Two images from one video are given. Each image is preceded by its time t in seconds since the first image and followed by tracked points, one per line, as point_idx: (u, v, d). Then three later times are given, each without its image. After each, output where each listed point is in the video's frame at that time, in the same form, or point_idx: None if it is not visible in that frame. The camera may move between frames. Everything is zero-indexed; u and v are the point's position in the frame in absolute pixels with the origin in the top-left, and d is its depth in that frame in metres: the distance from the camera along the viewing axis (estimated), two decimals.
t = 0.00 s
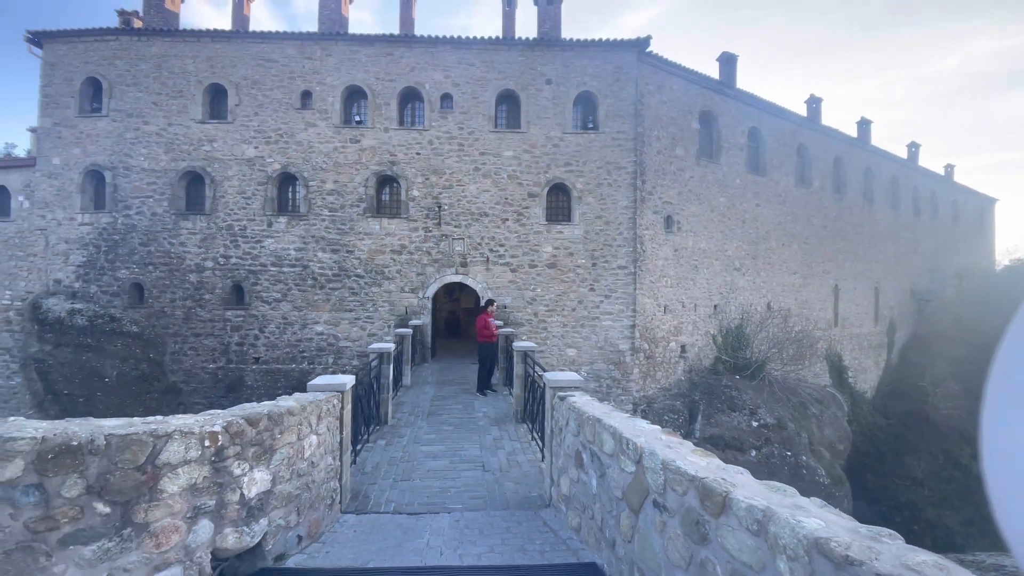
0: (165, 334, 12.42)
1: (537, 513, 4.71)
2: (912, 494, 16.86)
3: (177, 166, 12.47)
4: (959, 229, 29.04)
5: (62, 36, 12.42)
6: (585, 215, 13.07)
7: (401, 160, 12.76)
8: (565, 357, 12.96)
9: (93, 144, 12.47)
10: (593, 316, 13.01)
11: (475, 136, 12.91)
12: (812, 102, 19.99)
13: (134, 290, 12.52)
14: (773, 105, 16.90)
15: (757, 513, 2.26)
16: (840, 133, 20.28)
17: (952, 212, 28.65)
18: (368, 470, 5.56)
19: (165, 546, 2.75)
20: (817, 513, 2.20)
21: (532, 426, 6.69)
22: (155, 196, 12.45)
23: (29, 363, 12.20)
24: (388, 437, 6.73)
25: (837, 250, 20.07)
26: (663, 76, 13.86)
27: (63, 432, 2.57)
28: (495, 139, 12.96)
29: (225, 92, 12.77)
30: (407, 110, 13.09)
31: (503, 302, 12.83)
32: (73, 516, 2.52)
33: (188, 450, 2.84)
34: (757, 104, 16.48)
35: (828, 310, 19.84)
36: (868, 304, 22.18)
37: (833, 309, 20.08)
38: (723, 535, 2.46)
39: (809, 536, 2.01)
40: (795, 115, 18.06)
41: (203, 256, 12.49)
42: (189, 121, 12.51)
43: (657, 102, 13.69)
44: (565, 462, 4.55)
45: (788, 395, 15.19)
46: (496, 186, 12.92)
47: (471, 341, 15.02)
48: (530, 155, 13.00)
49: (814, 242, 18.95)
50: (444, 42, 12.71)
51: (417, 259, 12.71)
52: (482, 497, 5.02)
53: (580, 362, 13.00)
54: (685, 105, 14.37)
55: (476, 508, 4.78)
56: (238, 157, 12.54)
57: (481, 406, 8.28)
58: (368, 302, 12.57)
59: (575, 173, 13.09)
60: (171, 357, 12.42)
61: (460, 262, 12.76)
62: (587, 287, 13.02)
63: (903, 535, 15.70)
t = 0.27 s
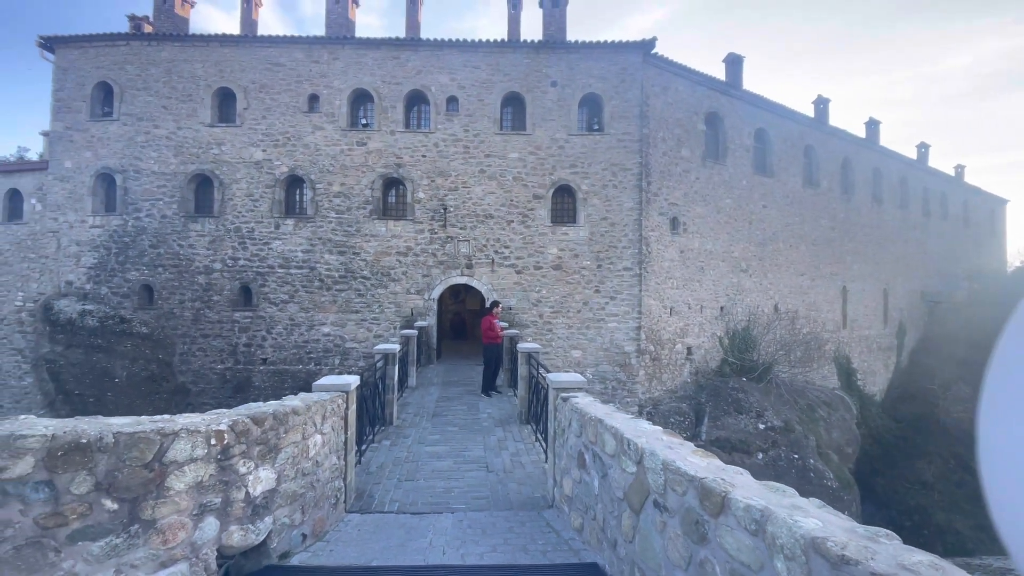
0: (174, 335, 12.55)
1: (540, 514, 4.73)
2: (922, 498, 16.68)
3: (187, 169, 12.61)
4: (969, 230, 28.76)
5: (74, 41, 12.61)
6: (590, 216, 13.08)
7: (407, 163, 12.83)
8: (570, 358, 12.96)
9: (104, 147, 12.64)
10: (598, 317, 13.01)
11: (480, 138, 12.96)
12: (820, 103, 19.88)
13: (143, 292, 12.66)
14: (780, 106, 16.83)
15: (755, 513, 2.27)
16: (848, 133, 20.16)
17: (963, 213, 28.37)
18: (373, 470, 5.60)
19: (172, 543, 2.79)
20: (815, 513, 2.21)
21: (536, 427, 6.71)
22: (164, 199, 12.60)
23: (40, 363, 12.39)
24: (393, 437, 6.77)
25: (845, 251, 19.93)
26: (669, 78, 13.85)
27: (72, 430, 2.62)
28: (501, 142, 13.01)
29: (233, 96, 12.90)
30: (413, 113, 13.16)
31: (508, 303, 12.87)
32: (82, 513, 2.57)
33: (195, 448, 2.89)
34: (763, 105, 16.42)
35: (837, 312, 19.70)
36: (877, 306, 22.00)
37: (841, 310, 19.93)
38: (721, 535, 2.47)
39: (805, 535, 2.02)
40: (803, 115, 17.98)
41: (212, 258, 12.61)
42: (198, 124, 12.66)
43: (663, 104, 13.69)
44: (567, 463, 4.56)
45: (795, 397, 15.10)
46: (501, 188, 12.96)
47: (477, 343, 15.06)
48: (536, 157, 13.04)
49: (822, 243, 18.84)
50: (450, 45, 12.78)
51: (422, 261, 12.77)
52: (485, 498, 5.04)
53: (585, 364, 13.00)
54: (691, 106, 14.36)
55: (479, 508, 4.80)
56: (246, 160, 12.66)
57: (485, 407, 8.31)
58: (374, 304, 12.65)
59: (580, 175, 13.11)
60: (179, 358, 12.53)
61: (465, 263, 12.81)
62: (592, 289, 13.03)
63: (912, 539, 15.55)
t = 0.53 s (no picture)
0: (183, 336, 12.67)
1: (545, 516, 4.74)
2: (933, 502, 16.49)
3: (196, 172, 12.74)
4: (980, 231, 28.47)
5: (87, 47, 12.79)
6: (596, 218, 13.08)
7: (413, 165, 12.90)
8: (576, 360, 12.95)
9: (115, 151, 12.80)
10: (604, 319, 12.99)
11: (487, 141, 13.00)
12: (828, 104, 19.78)
13: (153, 294, 12.79)
14: (787, 107, 16.75)
15: (760, 515, 2.27)
16: (856, 134, 20.02)
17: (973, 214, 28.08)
18: (379, 471, 5.63)
19: (181, 542, 2.83)
20: (820, 516, 2.20)
21: (541, 429, 6.72)
22: (174, 202, 12.73)
23: (52, 364, 12.55)
24: (399, 438, 6.80)
25: (853, 253, 19.78)
26: (675, 79, 13.84)
27: (84, 430, 2.67)
28: (507, 144, 13.04)
29: (242, 100, 13.03)
30: (420, 116, 13.23)
31: (514, 305, 12.88)
32: (93, 511, 2.62)
33: (203, 448, 2.92)
34: (771, 106, 16.36)
35: (845, 315, 19.55)
36: (886, 308, 21.81)
37: (850, 313, 19.78)
38: (726, 537, 2.46)
39: (810, 538, 2.02)
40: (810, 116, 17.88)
41: (220, 260, 12.73)
42: (207, 128, 12.79)
43: (669, 105, 13.68)
44: (573, 465, 4.57)
45: (804, 400, 15.00)
46: (507, 190, 12.99)
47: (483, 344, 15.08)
48: (542, 159, 13.06)
49: (830, 245, 18.71)
50: (457, 49, 12.85)
51: (428, 263, 12.82)
52: (490, 499, 5.06)
53: (591, 366, 12.98)
54: (698, 108, 14.33)
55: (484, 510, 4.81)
56: (254, 163, 12.78)
57: (491, 409, 8.32)
58: (380, 306, 12.71)
59: (586, 177, 13.11)
60: (188, 359, 12.65)
61: (471, 265, 12.85)
62: (598, 291, 13.02)
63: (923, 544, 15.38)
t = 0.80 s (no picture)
0: (194, 339, 12.79)
1: (553, 519, 4.74)
2: (946, 508, 16.28)
3: (207, 176, 12.88)
4: (993, 233, 28.16)
5: (100, 53, 12.99)
6: (603, 221, 13.08)
7: (421, 169, 12.97)
8: (584, 363, 12.94)
9: (128, 156, 12.97)
10: (611, 322, 12.98)
11: (494, 144, 13.05)
12: (837, 106, 19.67)
13: (165, 296, 12.93)
14: (796, 109, 16.67)
15: (769, 520, 2.27)
16: (866, 136, 19.89)
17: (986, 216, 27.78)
18: (388, 473, 5.66)
19: (194, 542, 2.86)
20: (830, 522, 2.20)
21: (548, 432, 6.73)
22: (185, 206, 12.88)
23: (66, 365, 12.72)
24: (407, 441, 6.83)
25: (863, 256, 19.62)
26: (683, 82, 13.83)
27: (101, 431, 2.72)
28: (514, 147, 13.09)
29: (252, 105, 13.17)
30: (428, 120, 13.30)
31: (521, 308, 12.90)
32: (109, 511, 2.66)
33: (216, 450, 2.96)
34: (779, 108, 16.29)
35: (855, 318, 19.38)
36: (897, 311, 21.60)
37: (860, 316, 19.61)
38: (735, 542, 2.47)
39: (819, 543, 2.02)
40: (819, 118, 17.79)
41: (231, 263, 12.85)
42: (218, 133, 12.94)
43: (676, 108, 13.67)
44: (580, 469, 4.57)
45: (813, 404, 14.89)
46: (514, 194, 13.03)
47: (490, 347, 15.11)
48: (549, 163, 13.09)
49: (840, 248, 18.58)
50: (464, 53, 12.92)
51: (436, 266, 12.87)
52: (498, 503, 5.07)
53: (598, 369, 12.97)
54: (705, 111, 14.31)
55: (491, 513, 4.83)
56: (264, 167, 12.90)
57: (498, 412, 8.33)
58: (388, 309, 12.77)
59: (594, 180, 13.12)
60: (198, 361, 12.77)
61: (478, 268, 12.89)
62: (605, 294, 13.01)
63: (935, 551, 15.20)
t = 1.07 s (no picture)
0: (207, 343, 12.92)
1: (565, 526, 4.73)
2: (963, 517, 16.02)
3: (221, 182, 13.04)
4: (1009, 237, 27.76)
5: (117, 62, 13.22)
6: (613, 226, 13.07)
7: (431, 175, 13.04)
8: (593, 368, 12.92)
9: (144, 162, 13.17)
10: (621, 327, 12.94)
11: (503, 150, 13.10)
12: (849, 109, 19.53)
13: (179, 301, 13.08)
14: (807, 113, 16.58)
15: (788, 531, 2.26)
16: (878, 140, 19.72)
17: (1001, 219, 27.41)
18: (400, 478, 5.68)
19: (213, 547, 2.89)
20: (851, 534, 2.18)
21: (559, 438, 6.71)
22: (199, 211, 13.04)
23: (82, 369, 12.89)
24: (418, 446, 6.84)
25: (876, 260, 19.42)
26: (692, 87, 13.81)
27: (122, 436, 2.76)
28: (523, 153, 13.13)
29: (265, 112, 13.32)
30: (438, 125, 13.38)
31: (530, 313, 12.91)
32: (130, 516, 2.70)
33: (234, 455, 2.99)
34: (790, 112, 16.21)
35: (868, 323, 19.17)
36: (911, 317, 21.34)
37: (873, 321, 19.40)
38: (753, 552, 2.45)
39: (840, 554, 2.01)
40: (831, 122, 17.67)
41: (243, 268, 12.98)
42: (232, 140, 13.10)
43: (686, 113, 13.65)
44: (593, 476, 4.56)
45: (826, 410, 14.73)
46: (524, 199, 13.06)
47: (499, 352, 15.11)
48: (558, 168, 13.11)
49: (852, 252, 18.41)
50: (474, 59, 13.00)
51: (446, 271, 12.92)
52: (510, 509, 5.07)
53: (608, 374, 12.93)
54: (715, 115, 14.27)
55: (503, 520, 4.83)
56: (277, 173, 13.04)
57: (508, 418, 8.32)
58: (398, 313, 12.83)
59: (603, 185, 13.13)
60: (211, 365, 12.89)
61: (488, 273, 12.91)
62: (615, 299, 12.99)
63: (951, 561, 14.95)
